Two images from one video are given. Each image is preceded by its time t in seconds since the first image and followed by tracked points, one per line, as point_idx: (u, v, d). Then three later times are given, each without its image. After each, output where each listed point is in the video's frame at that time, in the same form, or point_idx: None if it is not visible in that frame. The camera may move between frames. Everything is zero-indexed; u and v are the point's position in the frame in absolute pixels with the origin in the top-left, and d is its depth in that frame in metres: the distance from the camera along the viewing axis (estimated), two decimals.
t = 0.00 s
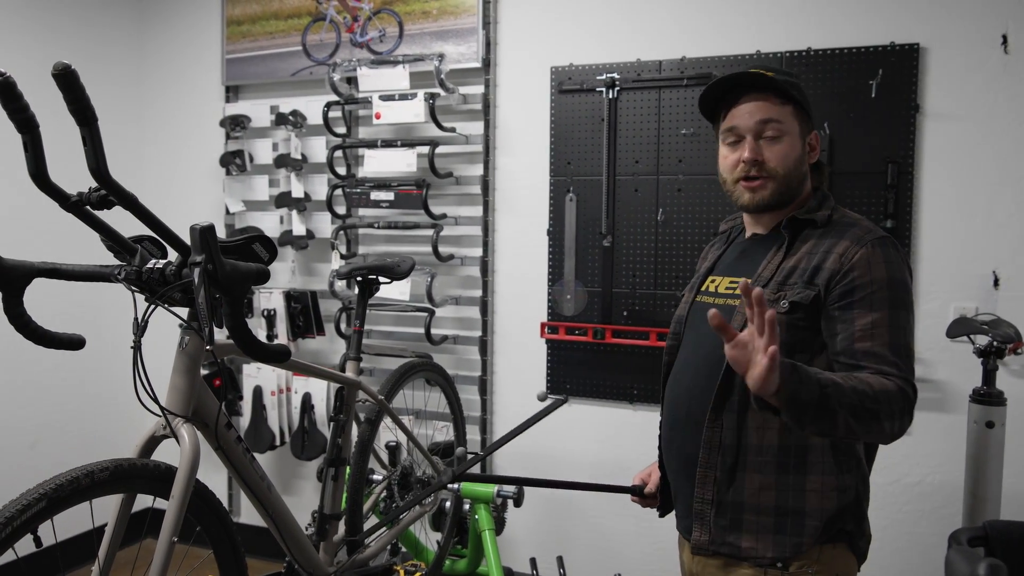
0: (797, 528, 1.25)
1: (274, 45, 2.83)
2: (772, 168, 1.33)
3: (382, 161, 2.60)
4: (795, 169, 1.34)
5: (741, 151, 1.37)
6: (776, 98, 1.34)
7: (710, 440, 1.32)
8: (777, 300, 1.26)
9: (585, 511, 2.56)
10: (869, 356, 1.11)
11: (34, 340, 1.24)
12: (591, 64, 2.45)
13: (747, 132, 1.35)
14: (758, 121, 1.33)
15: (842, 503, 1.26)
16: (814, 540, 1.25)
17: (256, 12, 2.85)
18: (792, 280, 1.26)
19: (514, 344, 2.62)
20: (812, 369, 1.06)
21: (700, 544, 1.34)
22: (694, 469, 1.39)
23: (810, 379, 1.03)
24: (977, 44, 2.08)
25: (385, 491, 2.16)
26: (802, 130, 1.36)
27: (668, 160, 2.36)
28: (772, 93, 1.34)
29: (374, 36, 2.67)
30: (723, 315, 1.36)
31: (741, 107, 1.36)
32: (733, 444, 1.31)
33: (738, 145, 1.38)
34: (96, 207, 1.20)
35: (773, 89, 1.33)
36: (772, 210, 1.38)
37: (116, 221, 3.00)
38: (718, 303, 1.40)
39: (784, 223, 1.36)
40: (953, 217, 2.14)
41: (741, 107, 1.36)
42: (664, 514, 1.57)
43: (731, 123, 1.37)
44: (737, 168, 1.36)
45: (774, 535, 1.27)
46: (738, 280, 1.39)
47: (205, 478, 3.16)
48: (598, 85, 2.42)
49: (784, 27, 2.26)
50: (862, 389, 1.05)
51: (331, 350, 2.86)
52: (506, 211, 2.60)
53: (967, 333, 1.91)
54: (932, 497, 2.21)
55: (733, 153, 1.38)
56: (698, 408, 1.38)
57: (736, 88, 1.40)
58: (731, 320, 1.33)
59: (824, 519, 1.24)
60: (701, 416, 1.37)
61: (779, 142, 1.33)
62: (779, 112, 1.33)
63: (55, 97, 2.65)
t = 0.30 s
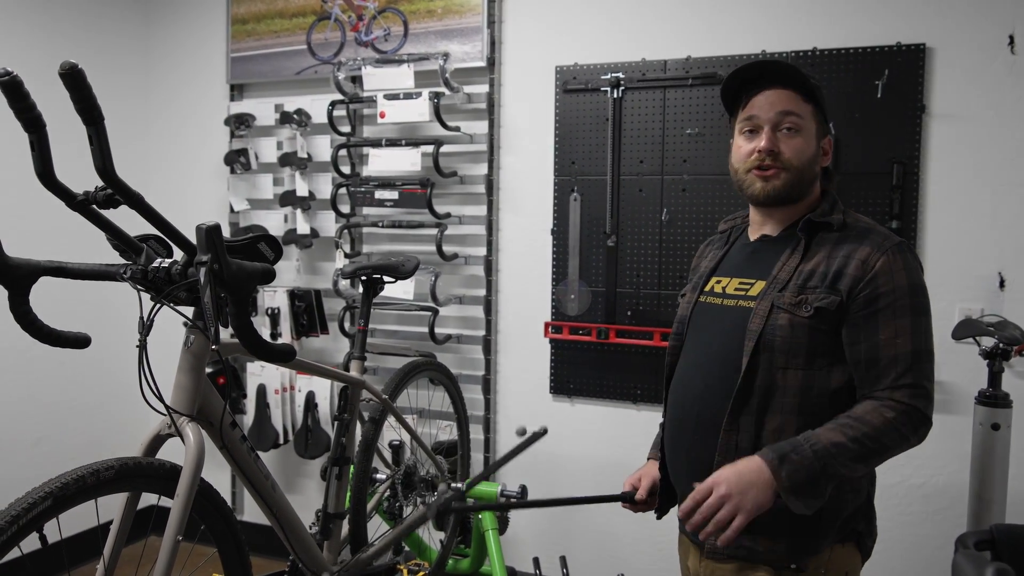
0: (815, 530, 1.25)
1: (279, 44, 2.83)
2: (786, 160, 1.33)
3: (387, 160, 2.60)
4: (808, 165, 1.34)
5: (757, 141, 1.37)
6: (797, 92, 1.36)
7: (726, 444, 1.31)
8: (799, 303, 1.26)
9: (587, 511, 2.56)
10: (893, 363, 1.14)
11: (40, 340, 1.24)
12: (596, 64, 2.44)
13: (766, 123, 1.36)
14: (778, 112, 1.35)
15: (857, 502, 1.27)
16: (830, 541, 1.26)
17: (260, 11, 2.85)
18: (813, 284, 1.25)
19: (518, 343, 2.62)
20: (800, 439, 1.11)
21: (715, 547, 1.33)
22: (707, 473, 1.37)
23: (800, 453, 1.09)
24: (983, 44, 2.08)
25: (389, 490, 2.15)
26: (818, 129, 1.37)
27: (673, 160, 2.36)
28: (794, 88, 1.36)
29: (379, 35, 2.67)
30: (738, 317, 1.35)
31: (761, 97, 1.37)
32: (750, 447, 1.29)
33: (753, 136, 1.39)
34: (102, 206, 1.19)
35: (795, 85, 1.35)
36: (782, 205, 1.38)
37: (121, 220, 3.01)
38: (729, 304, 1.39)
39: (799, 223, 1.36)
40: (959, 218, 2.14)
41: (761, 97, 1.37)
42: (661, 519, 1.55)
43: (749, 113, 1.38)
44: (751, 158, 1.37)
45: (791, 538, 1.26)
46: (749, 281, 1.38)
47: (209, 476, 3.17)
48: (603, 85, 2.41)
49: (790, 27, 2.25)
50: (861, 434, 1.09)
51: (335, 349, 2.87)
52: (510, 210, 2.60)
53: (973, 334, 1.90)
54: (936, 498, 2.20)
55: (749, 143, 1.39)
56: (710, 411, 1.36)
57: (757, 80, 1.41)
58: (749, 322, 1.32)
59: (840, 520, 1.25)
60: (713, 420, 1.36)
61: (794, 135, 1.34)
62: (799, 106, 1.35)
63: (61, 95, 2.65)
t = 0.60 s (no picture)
0: (828, 529, 1.25)
1: (282, 42, 2.83)
2: (792, 167, 1.33)
3: (390, 159, 2.60)
4: (813, 169, 1.35)
5: (761, 149, 1.36)
6: (799, 97, 1.35)
7: (738, 445, 1.31)
8: (807, 303, 1.25)
9: (589, 511, 2.56)
10: (897, 355, 1.13)
11: (42, 338, 1.24)
12: (599, 63, 2.44)
13: (771, 130, 1.35)
14: (784, 119, 1.34)
15: (868, 500, 1.27)
16: (844, 539, 1.25)
17: (263, 9, 2.84)
18: (819, 283, 1.24)
19: (520, 343, 2.62)
20: (799, 444, 1.16)
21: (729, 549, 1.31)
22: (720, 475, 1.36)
23: (799, 458, 1.14)
24: (988, 43, 2.07)
25: (391, 489, 2.14)
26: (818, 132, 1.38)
27: (676, 159, 2.35)
28: (796, 93, 1.35)
29: (382, 34, 2.66)
30: (745, 319, 1.34)
31: (764, 103, 1.35)
32: (762, 448, 1.29)
33: (756, 143, 1.37)
34: (105, 204, 1.19)
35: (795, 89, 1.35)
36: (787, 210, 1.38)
37: (124, 218, 3.01)
38: (733, 305, 1.38)
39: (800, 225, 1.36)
40: (963, 218, 2.13)
41: (764, 103, 1.35)
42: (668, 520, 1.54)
43: (751, 120, 1.37)
44: (757, 166, 1.36)
45: (805, 539, 1.25)
46: (752, 282, 1.37)
47: (211, 475, 3.17)
48: (606, 84, 2.41)
49: (794, 26, 2.24)
50: (858, 434, 1.11)
51: (337, 348, 2.87)
52: (513, 210, 2.60)
53: (977, 335, 1.90)
54: (939, 499, 2.19)
55: (753, 150, 1.37)
56: (719, 413, 1.35)
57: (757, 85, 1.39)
58: (756, 324, 1.31)
59: (852, 517, 1.25)
60: (723, 421, 1.35)
61: (799, 141, 1.34)
62: (801, 111, 1.34)
63: (64, 93, 2.65)
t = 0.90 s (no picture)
0: (825, 529, 1.24)
1: (283, 41, 2.82)
2: (783, 158, 1.32)
3: (391, 158, 2.60)
4: (805, 162, 1.34)
5: (753, 141, 1.36)
6: (791, 90, 1.35)
7: (732, 446, 1.31)
8: (798, 303, 1.24)
9: (590, 511, 2.55)
10: (886, 358, 1.13)
11: (42, 336, 1.24)
12: (600, 62, 2.43)
13: (763, 121, 1.34)
14: (775, 110, 1.33)
15: (865, 500, 1.27)
16: (840, 539, 1.25)
17: (264, 8, 2.84)
18: (810, 284, 1.24)
19: (521, 343, 2.62)
20: (788, 448, 1.15)
21: (726, 550, 1.31)
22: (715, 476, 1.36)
23: (788, 464, 1.14)
24: (991, 43, 2.06)
25: (392, 489, 2.14)
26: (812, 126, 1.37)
27: (677, 159, 2.35)
28: (789, 86, 1.35)
29: (383, 33, 2.66)
30: (739, 319, 1.34)
31: (755, 95, 1.35)
32: (756, 449, 1.28)
33: (748, 135, 1.37)
34: (105, 203, 1.19)
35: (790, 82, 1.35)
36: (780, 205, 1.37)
37: (124, 217, 3.00)
38: (728, 306, 1.37)
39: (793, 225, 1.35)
40: (965, 219, 2.12)
41: (756, 95, 1.35)
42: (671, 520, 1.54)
43: (743, 111, 1.37)
44: (748, 158, 1.35)
45: (801, 540, 1.24)
46: (747, 283, 1.37)
47: (211, 474, 3.17)
48: (608, 83, 2.40)
49: (796, 26, 2.23)
50: (847, 439, 1.11)
51: (337, 348, 2.87)
52: (513, 209, 2.59)
53: (979, 336, 1.89)
54: (940, 500, 2.19)
55: (744, 142, 1.37)
56: (714, 413, 1.35)
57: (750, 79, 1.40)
58: (749, 324, 1.31)
59: (849, 518, 1.24)
60: (718, 422, 1.35)
61: (791, 133, 1.33)
62: (794, 104, 1.34)
63: (64, 92, 2.65)
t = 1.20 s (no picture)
0: (815, 533, 1.24)
1: (283, 41, 2.82)
2: (781, 171, 1.32)
3: (391, 158, 2.59)
4: (803, 172, 1.33)
5: (751, 153, 1.35)
6: (787, 100, 1.33)
7: (726, 446, 1.31)
8: (795, 304, 1.24)
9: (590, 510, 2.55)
10: (883, 361, 1.13)
11: (41, 336, 1.24)
12: (601, 62, 2.43)
13: (760, 134, 1.33)
14: (771, 123, 1.32)
15: (857, 506, 1.26)
16: (831, 543, 1.25)
17: (264, 8, 2.84)
18: (808, 285, 1.24)
19: (521, 343, 2.62)
20: (779, 451, 1.15)
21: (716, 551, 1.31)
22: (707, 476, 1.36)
23: (779, 467, 1.14)
24: (992, 43, 2.06)
25: (392, 489, 2.14)
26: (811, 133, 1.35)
27: (678, 159, 2.34)
28: (784, 95, 1.33)
29: (383, 33, 2.66)
30: (737, 320, 1.34)
31: (752, 108, 1.34)
32: (749, 450, 1.28)
33: (746, 147, 1.36)
34: (104, 203, 1.18)
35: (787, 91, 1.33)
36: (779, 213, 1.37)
37: (124, 217, 3.00)
38: (725, 306, 1.37)
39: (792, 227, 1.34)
40: (966, 219, 2.12)
41: (752, 107, 1.34)
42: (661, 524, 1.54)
43: (740, 124, 1.36)
44: (746, 170, 1.35)
45: (792, 542, 1.24)
46: (746, 283, 1.37)
47: (212, 474, 3.17)
48: (609, 83, 2.40)
49: (797, 26, 2.23)
50: (838, 443, 1.11)
51: (338, 348, 2.87)
52: (514, 209, 2.59)
53: (980, 336, 1.89)
54: (941, 501, 2.19)
55: (742, 154, 1.36)
56: (710, 413, 1.35)
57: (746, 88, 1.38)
58: (746, 324, 1.31)
59: (841, 522, 1.24)
60: (714, 421, 1.34)
61: (788, 144, 1.32)
62: (791, 114, 1.32)
63: (64, 92, 2.65)
